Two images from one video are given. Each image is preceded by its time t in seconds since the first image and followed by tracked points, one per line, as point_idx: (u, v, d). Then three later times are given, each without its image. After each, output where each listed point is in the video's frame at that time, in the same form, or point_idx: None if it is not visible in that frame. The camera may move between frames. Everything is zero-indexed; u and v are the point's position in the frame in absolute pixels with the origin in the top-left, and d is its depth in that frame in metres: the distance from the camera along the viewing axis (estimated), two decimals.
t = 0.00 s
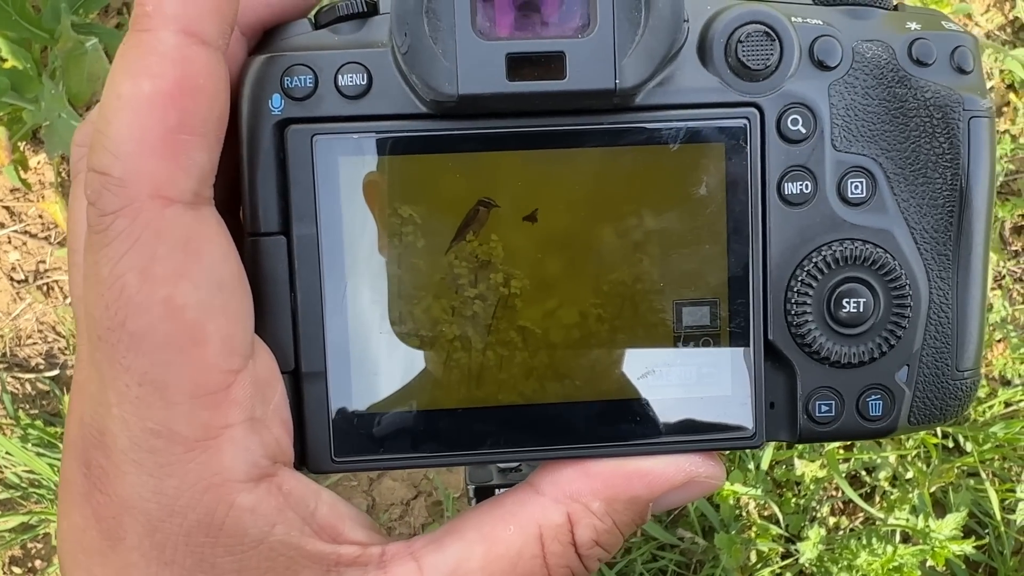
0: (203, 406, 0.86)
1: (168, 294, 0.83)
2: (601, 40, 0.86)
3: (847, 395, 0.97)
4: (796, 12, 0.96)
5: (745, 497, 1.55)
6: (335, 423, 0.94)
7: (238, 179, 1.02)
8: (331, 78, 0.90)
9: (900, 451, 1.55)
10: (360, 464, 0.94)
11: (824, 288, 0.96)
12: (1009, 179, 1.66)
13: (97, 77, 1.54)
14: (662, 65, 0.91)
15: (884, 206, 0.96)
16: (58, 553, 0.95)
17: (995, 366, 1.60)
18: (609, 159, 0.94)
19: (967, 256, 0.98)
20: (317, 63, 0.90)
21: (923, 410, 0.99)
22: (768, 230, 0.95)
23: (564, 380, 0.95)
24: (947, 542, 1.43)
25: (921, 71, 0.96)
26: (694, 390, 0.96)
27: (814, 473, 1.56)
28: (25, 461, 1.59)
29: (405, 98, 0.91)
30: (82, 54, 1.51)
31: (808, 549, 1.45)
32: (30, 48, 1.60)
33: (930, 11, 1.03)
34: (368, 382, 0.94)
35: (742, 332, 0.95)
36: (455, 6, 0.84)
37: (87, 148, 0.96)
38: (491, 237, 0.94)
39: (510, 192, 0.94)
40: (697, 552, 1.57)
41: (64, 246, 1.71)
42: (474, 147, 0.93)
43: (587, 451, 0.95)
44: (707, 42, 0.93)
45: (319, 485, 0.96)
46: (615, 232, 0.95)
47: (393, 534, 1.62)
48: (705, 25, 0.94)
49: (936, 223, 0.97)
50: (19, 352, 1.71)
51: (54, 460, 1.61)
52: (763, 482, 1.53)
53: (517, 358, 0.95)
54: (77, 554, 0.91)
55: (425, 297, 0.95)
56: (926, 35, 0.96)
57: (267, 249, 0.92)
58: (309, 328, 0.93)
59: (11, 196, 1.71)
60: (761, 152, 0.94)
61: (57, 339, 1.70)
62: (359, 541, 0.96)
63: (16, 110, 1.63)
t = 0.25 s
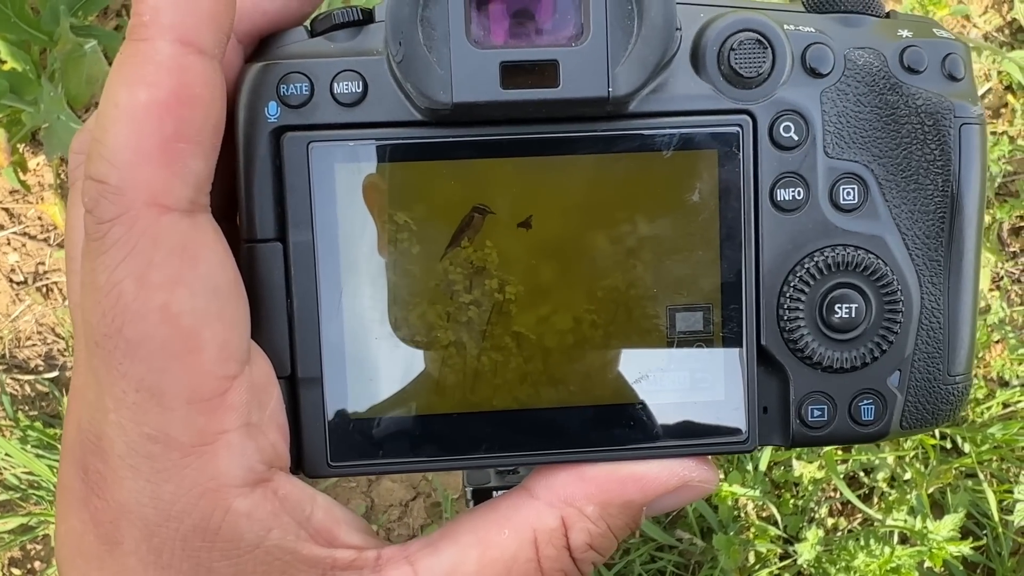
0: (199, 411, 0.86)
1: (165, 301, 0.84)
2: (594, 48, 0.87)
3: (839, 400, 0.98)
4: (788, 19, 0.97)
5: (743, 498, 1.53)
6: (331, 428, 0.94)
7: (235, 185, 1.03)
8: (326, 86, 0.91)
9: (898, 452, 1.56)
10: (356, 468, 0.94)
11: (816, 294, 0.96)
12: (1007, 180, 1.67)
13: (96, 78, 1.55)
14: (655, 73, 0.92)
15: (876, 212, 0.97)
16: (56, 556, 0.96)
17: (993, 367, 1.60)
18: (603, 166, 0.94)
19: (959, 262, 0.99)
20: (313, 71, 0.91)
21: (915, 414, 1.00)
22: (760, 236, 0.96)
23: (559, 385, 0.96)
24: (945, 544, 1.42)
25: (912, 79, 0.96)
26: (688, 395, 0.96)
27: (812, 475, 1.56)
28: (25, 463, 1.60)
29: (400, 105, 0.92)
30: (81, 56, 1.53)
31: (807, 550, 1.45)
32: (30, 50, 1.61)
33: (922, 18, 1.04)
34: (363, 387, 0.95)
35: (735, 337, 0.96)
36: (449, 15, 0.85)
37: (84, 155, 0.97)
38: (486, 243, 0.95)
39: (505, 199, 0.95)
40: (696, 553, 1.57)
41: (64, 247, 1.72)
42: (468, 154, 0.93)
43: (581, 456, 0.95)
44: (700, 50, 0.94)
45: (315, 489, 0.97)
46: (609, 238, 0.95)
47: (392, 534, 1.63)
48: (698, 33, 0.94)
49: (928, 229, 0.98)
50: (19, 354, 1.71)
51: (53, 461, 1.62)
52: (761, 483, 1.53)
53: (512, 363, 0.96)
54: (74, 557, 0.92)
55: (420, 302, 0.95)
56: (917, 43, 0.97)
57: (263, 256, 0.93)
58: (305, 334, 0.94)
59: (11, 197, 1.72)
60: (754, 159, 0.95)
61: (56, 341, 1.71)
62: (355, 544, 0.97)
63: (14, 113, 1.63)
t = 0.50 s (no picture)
0: (199, 413, 0.87)
1: (166, 303, 0.85)
2: (592, 51, 0.87)
3: (837, 401, 0.98)
4: (785, 23, 0.97)
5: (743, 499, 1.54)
6: (331, 429, 0.95)
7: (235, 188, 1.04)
8: (326, 89, 0.92)
9: (899, 452, 1.56)
10: (356, 469, 0.95)
11: (814, 296, 0.97)
12: (1008, 181, 1.67)
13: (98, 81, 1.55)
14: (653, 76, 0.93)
15: (873, 214, 0.97)
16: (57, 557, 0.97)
17: (994, 367, 1.61)
18: (601, 168, 0.95)
19: (956, 264, 0.99)
20: (312, 74, 0.91)
21: (912, 416, 1.00)
22: (758, 238, 0.96)
23: (557, 387, 0.96)
24: (945, 544, 1.43)
25: (909, 81, 0.97)
26: (686, 396, 0.97)
27: (812, 475, 1.56)
28: (26, 463, 1.60)
29: (399, 108, 0.92)
30: (82, 58, 1.53)
31: (807, 550, 1.46)
32: (31, 51, 1.61)
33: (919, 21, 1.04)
34: (363, 388, 0.95)
35: (732, 339, 0.97)
36: (448, 18, 0.86)
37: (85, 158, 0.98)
38: (485, 245, 0.96)
39: (504, 201, 0.95)
40: (696, 553, 1.58)
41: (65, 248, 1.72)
42: (467, 157, 0.94)
43: (580, 457, 0.96)
44: (697, 53, 0.95)
45: (315, 490, 0.97)
46: (607, 240, 0.96)
47: (392, 534, 1.63)
48: (696, 36, 0.95)
49: (925, 231, 0.98)
50: (19, 354, 1.72)
51: (54, 461, 1.62)
52: (762, 483, 1.54)
53: (511, 364, 0.96)
54: (76, 558, 0.92)
55: (420, 304, 0.96)
56: (914, 46, 0.97)
57: (263, 258, 0.93)
58: (305, 335, 0.94)
59: (12, 198, 1.72)
60: (751, 161, 0.96)
61: (57, 342, 1.72)
62: (355, 545, 0.98)
63: (16, 113, 1.63)
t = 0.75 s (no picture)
0: (206, 418, 0.88)
1: (173, 310, 0.86)
2: (594, 60, 0.88)
3: (837, 406, 0.99)
4: (786, 31, 0.98)
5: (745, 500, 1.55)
6: (336, 434, 0.96)
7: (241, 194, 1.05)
8: (331, 97, 0.93)
9: (900, 454, 1.56)
10: (360, 474, 0.96)
11: (814, 302, 0.98)
12: (1009, 182, 1.68)
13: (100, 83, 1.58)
14: (655, 84, 0.93)
15: (873, 220, 0.98)
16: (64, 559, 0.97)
17: (994, 369, 1.62)
18: (603, 175, 0.96)
19: (955, 269, 1.00)
20: (317, 82, 0.92)
21: (912, 420, 1.01)
22: (758, 244, 0.97)
23: (560, 391, 0.97)
24: (946, 545, 1.45)
25: (909, 89, 0.98)
26: (687, 401, 0.98)
27: (813, 476, 1.57)
28: (28, 464, 1.61)
29: (403, 116, 0.93)
30: (84, 60, 1.55)
31: (808, 551, 1.48)
32: (33, 53, 1.61)
33: (918, 28, 1.05)
34: (367, 393, 0.96)
35: (733, 344, 0.97)
36: (452, 27, 0.86)
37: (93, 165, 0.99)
38: (488, 251, 0.96)
39: (507, 208, 0.96)
40: (697, 554, 1.59)
41: (67, 249, 1.73)
42: (470, 164, 0.95)
43: (582, 461, 0.97)
44: (698, 61, 0.95)
45: (320, 494, 0.98)
46: (609, 246, 0.97)
47: (394, 535, 1.64)
48: (697, 44, 0.96)
49: (924, 237, 0.99)
50: (22, 355, 1.73)
51: (57, 463, 1.63)
52: (763, 485, 1.55)
53: (514, 369, 0.97)
54: (82, 561, 0.93)
55: (423, 310, 0.97)
56: (913, 53, 0.98)
57: (268, 264, 0.94)
58: (310, 341, 0.95)
59: (14, 200, 1.73)
60: (752, 168, 0.96)
61: (59, 343, 1.73)
62: (359, 548, 0.98)
63: (18, 115, 1.64)
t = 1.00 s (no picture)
0: (218, 416, 0.89)
1: (186, 309, 0.87)
2: (600, 63, 0.89)
3: (840, 405, 1.00)
4: (790, 34, 0.99)
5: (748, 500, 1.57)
6: (344, 432, 0.97)
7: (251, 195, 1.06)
8: (340, 100, 0.94)
9: (903, 454, 1.57)
10: (369, 472, 0.97)
11: (817, 302, 0.99)
12: (1012, 183, 1.69)
13: (104, 84, 1.60)
14: (660, 87, 0.94)
15: (876, 221, 0.99)
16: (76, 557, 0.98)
17: (997, 369, 1.62)
18: (609, 177, 0.97)
19: (957, 270, 1.01)
20: (327, 85, 0.94)
21: (914, 419, 1.02)
22: (763, 245, 0.98)
23: (566, 391, 0.98)
24: (948, 544, 1.47)
25: (912, 91, 0.99)
26: (692, 400, 0.99)
27: (816, 477, 1.58)
28: (33, 464, 1.64)
29: (412, 118, 0.94)
30: (89, 62, 1.57)
31: (811, 551, 1.48)
32: (38, 56, 1.65)
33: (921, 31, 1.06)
34: (376, 392, 0.97)
35: (737, 343, 0.98)
36: (460, 31, 0.88)
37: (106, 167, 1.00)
38: (495, 252, 0.97)
39: (513, 209, 0.97)
40: (699, 555, 1.60)
41: (72, 250, 1.74)
42: (478, 166, 0.96)
43: (588, 460, 0.98)
44: (703, 64, 0.97)
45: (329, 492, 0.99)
46: (615, 247, 0.98)
47: (398, 535, 1.66)
48: (702, 47, 0.97)
49: (927, 238, 1.00)
50: (27, 356, 1.75)
51: (62, 463, 1.65)
52: (765, 485, 1.56)
53: (521, 369, 0.98)
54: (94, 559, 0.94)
55: (431, 310, 0.98)
56: (916, 56, 0.99)
57: (278, 265, 0.95)
58: (319, 341, 0.96)
59: (18, 201, 1.74)
60: (756, 170, 0.98)
61: (64, 343, 1.74)
62: (368, 546, 1.00)
63: (23, 116, 1.66)
